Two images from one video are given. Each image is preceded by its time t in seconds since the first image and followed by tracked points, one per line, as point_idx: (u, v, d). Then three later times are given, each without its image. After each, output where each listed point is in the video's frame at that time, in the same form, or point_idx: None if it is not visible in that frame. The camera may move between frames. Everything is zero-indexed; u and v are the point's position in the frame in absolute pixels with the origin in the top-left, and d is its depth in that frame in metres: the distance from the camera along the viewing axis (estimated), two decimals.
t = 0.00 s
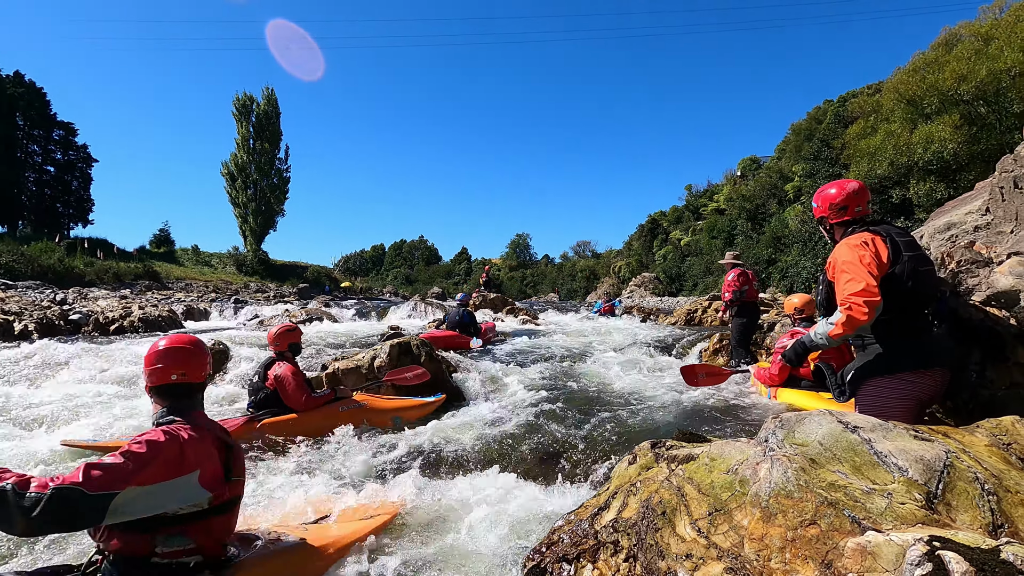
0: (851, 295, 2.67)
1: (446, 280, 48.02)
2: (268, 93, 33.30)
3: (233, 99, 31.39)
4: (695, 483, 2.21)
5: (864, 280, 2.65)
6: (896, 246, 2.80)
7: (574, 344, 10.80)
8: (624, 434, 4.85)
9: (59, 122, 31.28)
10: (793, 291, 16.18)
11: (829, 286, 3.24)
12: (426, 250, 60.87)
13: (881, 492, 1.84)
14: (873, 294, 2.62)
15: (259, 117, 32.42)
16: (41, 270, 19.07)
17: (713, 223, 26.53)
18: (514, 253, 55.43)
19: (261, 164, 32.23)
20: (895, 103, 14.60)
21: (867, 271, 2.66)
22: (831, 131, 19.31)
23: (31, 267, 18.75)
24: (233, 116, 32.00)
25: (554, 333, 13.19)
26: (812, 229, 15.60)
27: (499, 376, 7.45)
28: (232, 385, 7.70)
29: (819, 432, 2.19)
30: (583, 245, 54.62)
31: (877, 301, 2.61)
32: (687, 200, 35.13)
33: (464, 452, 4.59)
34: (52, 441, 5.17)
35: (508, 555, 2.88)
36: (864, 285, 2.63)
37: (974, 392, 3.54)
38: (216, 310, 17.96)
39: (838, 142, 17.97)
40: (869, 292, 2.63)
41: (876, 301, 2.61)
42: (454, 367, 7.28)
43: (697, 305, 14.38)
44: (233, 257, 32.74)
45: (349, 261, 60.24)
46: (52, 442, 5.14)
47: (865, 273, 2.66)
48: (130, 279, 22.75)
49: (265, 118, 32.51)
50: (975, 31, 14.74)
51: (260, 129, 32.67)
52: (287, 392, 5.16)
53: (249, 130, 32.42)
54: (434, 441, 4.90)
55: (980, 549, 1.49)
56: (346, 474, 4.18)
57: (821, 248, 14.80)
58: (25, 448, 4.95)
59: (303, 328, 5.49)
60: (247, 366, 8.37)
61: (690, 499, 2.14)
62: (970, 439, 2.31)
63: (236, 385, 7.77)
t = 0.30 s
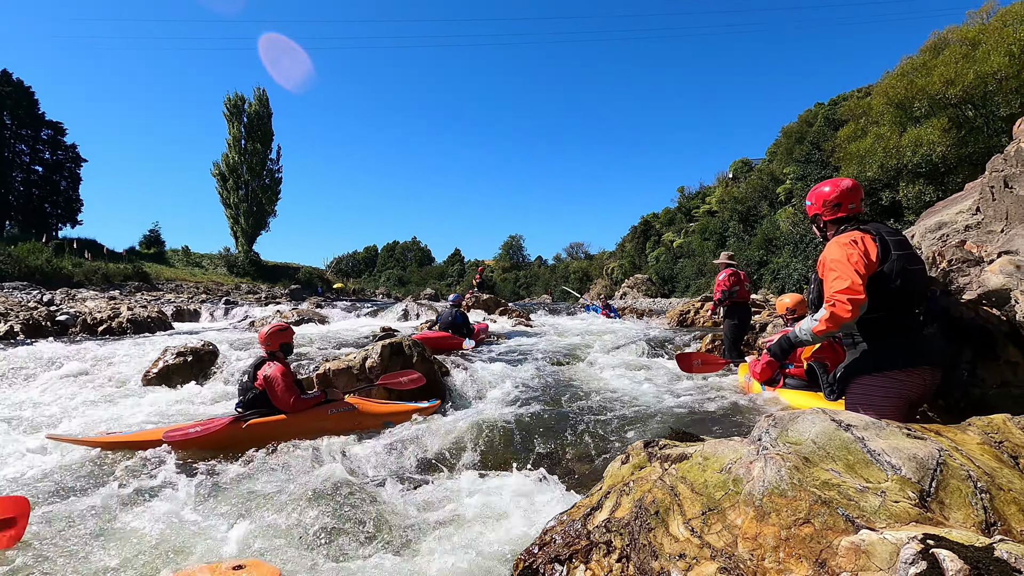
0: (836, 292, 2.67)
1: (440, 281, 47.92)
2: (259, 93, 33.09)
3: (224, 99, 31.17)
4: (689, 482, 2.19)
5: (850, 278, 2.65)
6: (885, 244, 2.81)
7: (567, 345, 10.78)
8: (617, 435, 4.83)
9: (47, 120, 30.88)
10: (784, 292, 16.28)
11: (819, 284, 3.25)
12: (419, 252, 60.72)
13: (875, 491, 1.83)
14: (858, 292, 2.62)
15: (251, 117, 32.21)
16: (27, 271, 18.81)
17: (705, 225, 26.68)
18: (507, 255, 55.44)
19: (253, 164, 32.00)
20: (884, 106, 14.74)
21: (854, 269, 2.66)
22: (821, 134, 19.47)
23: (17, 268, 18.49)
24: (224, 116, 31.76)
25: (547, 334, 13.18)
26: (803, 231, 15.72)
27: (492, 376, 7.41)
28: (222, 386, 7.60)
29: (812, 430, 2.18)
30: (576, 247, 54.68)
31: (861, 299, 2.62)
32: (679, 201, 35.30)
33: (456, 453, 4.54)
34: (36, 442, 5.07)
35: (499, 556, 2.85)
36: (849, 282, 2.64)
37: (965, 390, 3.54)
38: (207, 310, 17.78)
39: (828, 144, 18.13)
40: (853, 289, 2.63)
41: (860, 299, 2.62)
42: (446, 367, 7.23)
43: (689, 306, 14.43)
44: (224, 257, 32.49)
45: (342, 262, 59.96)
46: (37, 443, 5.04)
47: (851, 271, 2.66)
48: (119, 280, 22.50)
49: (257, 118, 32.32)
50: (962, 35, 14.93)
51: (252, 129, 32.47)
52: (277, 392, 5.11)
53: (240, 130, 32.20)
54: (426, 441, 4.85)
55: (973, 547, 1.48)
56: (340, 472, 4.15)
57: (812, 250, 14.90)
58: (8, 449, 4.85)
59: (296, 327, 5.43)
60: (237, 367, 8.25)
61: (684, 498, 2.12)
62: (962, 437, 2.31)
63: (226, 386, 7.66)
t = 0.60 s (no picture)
0: (818, 296, 2.71)
1: (432, 282, 47.81)
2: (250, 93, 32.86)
3: (215, 99, 30.94)
4: (673, 483, 2.21)
5: (831, 282, 2.68)
6: (867, 248, 2.85)
7: (559, 346, 10.80)
8: (606, 436, 4.84)
9: (34, 119, 30.52)
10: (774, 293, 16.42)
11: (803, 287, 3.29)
12: (412, 252, 60.57)
13: (854, 491, 1.86)
14: (839, 296, 2.66)
15: (242, 117, 32.00)
16: (13, 271, 18.56)
17: (696, 226, 26.85)
18: (500, 256, 55.44)
19: (243, 164, 31.77)
20: (873, 110, 14.92)
21: (836, 274, 2.69)
22: (811, 137, 19.66)
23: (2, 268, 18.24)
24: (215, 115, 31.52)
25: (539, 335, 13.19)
26: (793, 233, 15.85)
27: (483, 378, 7.40)
28: (211, 388, 7.55)
29: (795, 431, 2.21)
30: (569, 248, 54.80)
31: (842, 303, 2.65)
32: (671, 203, 35.47)
33: (446, 455, 4.54)
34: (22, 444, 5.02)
35: (486, 556, 2.86)
36: (831, 287, 2.67)
37: (946, 391, 3.60)
38: (196, 311, 17.62)
39: (818, 147, 18.30)
40: (835, 293, 2.67)
41: (841, 303, 2.65)
42: (437, 369, 7.22)
43: (680, 307, 14.51)
44: (214, 258, 32.23)
45: (334, 263, 59.66)
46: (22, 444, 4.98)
47: (833, 275, 2.69)
48: (107, 280, 22.25)
49: (248, 118, 32.11)
50: (949, 40, 15.14)
51: (243, 129, 32.26)
52: (267, 395, 5.09)
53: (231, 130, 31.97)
54: (416, 443, 4.85)
55: (949, 545, 1.51)
56: (328, 474, 4.14)
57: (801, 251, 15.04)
58: None
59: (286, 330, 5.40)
60: (226, 369, 8.19)
61: (668, 499, 2.14)
62: (941, 438, 2.35)
63: (215, 387, 7.60)
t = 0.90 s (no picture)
0: (811, 300, 2.73)
1: (423, 284, 47.64)
2: (240, 93, 32.60)
3: (204, 99, 30.68)
4: (663, 481, 2.23)
5: (822, 286, 2.72)
6: (850, 250, 2.90)
7: (550, 348, 10.82)
8: (597, 436, 4.87)
9: (19, 118, 30.04)
10: (763, 295, 16.60)
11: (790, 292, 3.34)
12: (402, 254, 60.40)
13: (841, 487, 1.89)
14: (832, 299, 2.69)
15: (232, 118, 31.74)
16: None
17: (686, 229, 27.06)
18: (491, 258, 55.45)
19: (233, 165, 31.51)
20: (859, 115, 15.15)
21: (826, 277, 2.74)
22: (798, 141, 19.92)
23: None
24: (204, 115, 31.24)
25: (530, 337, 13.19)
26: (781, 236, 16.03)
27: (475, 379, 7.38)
28: (199, 390, 7.47)
29: (783, 429, 2.24)
30: (560, 250, 54.92)
31: (835, 306, 2.69)
32: (661, 206, 35.71)
33: (437, 455, 4.54)
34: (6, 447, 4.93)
35: (479, 555, 2.85)
36: (823, 290, 2.71)
37: (930, 390, 3.62)
38: (184, 313, 17.41)
39: (806, 151, 18.53)
40: (828, 297, 2.70)
41: (834, 306, 2.69)
42: (428, 370, 7.20)
43: (671, 309, 14.61)
44: (202, 259, 31.91)
45: (324, 264, 59.27)
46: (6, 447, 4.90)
47: (823, 279, 2.74)
48: (93, 282, 21.94)
49: (238, 119, 31.87)
50: (934, 47, 15.43)
51: (232, 130, 32.01)
52: (260, 398, 5.06)
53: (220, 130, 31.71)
54: (407, 444, 4.83)
55: (932, 539, 1.54)
56: (318, 475, 4.12)
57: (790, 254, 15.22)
58: None
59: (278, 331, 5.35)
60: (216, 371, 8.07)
61: (659, 497, 2.16)
62: (926, 435, 2.40)
63: (204, 389, 7.52)
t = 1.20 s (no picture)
0: (797, 305, 2.79)
1: (414, 284, 47.49)
2: (230, 91, 32.29)
3: (193, 96, 30.35)
4: (653, 481, 2.27)
5: (807, 291, 2.78)
6: (832, 253, 2.96)
7: (541, 348, 10.86)
8: (588, 437, 4.90)
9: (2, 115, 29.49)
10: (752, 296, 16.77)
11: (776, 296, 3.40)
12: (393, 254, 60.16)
13: (825, 487, 1.94)
14: (817, 303, 2.75)
15: (221, 116, 31.43)
16: None
17: (676, 230, 27.26)
18: (482, 258, 55.42)
19: (221, 164, 31.21)
20: (846, 118, 15.36)
21: (810, 281, 2.79)
22: (787, 143, 20.15)
23: None
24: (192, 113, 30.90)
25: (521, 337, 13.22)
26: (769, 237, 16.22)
27: (466, 380, 7.40)
28: (188, 392, 7.40)
29: (770, 430, 2.28)
30: (551, 250, 55.03)
31: (820, 310, 2.74)
32: (652, 206, 35.95)
33: (430, 456, 4.55)
34: None
35: (471, 556, 2.88)
36: (808, 295, 2.76)
37: (913, 392, 3.68)
38: (171, 313, 17.21)
39: (793, 153, 18.76)
40: (812, 301, 2.76)
41: (820, 310, 2.74)
42: (420, 371, 7.21)
43: (660, 310, 14.71)
44: (190, 258, 31.54)
45: (314, 264, 58.87)
46: None
47: (807, 284, 2.79)
48: (78, 281, 21.61)
49: (227, 117, 31.56)
50: (918, 52, 15.70)
51: (221, 128, 31.69)
52: (257, 400, 5.03)
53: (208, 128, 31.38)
54: (399, 445, 4.84)
55: (912, 538, 1.59)
56: (310, 476, 4.12)
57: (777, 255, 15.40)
58: None
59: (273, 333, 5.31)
60: (204, 372, 8.03)
61: (648, 497, 2.20)
62: (908, 436, 2.46)
63: (192, 391, 7.45)
